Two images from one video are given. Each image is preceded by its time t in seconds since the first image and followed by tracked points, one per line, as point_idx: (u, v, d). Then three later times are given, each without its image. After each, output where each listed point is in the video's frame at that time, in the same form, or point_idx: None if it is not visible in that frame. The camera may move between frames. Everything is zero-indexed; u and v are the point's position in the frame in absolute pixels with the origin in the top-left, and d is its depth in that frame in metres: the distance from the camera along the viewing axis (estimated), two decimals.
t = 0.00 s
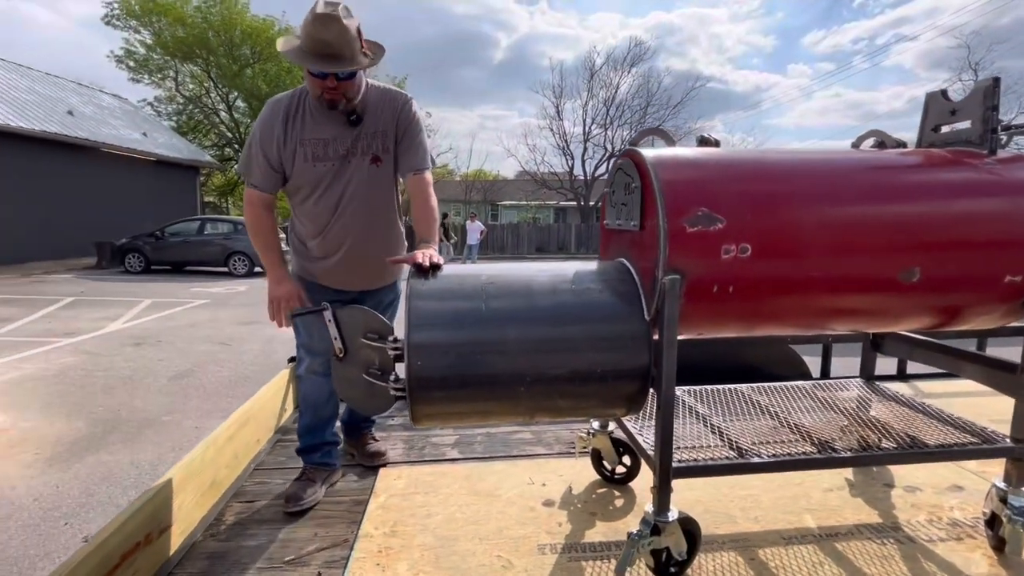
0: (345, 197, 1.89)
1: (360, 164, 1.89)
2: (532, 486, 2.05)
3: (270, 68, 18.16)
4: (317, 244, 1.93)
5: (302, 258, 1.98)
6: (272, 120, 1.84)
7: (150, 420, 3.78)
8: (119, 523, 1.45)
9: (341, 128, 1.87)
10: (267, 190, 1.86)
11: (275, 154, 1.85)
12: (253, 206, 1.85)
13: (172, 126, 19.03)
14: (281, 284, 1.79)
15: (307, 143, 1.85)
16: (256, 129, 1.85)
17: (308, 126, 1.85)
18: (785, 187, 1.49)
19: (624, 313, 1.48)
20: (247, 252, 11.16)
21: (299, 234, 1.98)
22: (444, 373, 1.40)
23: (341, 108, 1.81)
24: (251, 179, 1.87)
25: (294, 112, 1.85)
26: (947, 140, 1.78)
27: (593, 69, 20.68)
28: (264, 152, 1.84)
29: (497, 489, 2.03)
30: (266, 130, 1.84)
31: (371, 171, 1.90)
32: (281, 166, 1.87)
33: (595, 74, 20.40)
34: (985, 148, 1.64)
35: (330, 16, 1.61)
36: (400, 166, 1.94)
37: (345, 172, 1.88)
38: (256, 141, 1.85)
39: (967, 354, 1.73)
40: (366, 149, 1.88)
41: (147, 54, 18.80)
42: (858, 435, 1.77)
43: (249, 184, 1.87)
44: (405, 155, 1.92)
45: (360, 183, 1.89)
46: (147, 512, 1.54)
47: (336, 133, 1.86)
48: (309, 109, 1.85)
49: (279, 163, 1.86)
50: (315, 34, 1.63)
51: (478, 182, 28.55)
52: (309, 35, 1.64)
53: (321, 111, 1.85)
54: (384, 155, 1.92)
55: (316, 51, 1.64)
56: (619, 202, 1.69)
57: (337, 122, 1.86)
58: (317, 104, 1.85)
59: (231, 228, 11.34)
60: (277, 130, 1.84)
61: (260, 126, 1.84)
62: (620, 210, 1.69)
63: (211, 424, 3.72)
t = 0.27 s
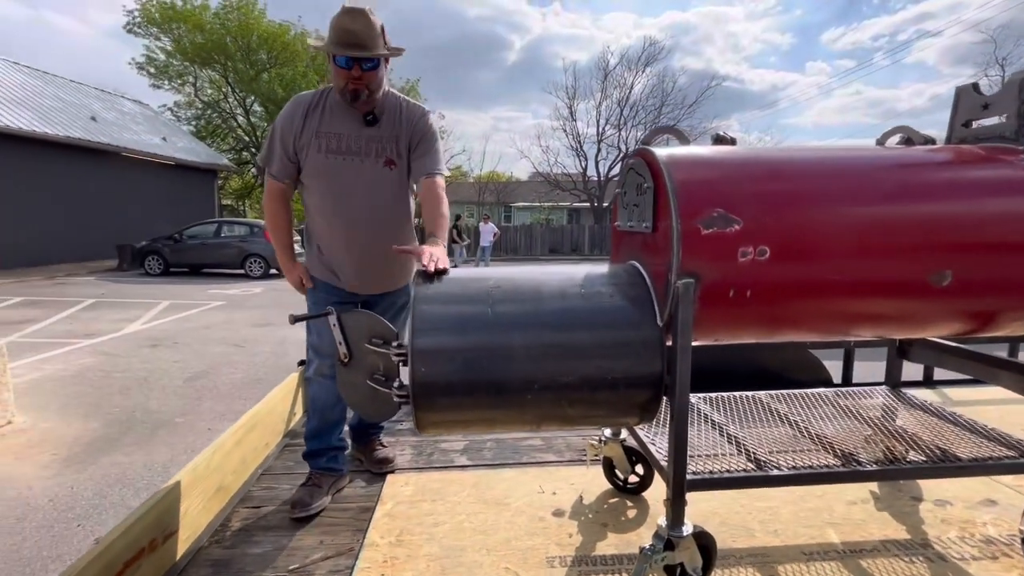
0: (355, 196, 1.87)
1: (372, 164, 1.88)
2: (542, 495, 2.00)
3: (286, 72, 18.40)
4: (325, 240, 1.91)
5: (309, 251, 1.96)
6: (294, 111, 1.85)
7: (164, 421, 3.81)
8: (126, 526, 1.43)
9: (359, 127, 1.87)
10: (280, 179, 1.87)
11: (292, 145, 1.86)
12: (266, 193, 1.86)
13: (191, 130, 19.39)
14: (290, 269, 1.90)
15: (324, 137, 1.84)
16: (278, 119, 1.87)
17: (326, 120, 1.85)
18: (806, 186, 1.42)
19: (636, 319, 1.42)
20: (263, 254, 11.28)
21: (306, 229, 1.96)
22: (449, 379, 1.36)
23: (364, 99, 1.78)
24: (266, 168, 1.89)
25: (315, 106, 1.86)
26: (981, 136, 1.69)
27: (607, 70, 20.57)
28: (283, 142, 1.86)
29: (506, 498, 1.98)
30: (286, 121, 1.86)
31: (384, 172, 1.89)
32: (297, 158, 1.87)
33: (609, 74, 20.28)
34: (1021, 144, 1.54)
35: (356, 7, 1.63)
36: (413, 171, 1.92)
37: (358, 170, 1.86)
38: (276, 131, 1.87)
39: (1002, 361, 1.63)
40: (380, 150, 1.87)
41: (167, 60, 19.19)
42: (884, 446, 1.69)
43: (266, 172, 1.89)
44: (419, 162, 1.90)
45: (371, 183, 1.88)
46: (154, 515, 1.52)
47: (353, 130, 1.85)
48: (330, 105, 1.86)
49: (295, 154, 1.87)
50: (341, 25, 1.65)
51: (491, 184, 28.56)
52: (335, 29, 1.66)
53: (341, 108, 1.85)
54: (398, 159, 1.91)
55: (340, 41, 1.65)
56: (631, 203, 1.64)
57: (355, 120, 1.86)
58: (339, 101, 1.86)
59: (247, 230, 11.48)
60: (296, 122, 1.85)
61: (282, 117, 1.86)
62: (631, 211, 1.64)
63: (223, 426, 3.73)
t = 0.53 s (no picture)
0: (364, 188, 1.85)
1: (384, 158, 1.88)
2: (549, 507, 1.93)
3: (301, 77, 18.62)
4: (332, 233, 1.90)
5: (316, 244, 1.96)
6: (309, 106, 1.90)
7: (176, 424, 3.83)
8: (122, 539, 1.41)
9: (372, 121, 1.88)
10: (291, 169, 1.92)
11: (306, 138, 1.90)
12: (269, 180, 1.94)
13: (209, 135, 19.70)
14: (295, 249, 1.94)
15: (337, 129, 1.86)
16: (294, 113, 1.91)
17: (339, 113, 1.87)
18: (828, 187, 1.34)
19: (646, 328, 1.36)
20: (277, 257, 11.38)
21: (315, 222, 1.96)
22: (451, 389, 1.31)
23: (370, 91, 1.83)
24: (279, 160, 1.94)
25: (330, 100, 1.90)
26: (1017, 131, 1.59)
27: (620, 70, 20.45)
28: (298, 135, 1.90)
29: (512, 509, 1.93)
30: (302, 115, 1.90)
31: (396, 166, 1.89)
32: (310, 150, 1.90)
33: (622, 74, 20.15)
34: None
35: (362, 3, 1.72)
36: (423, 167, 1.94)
37: (369, 162, 1.87)
38: (291, 124, 1.91)
39: None
40: (393, 144, 1.88)
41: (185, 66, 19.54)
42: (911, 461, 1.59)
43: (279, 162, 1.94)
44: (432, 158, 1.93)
45: (381, 175, 1.86)
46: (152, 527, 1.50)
47: (366, 124, 1.87)
48: (344, 100, 1.89)
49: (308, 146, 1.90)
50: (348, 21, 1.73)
51: (504, 185, 28.54)
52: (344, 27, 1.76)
53: (355, 103, 1.88)
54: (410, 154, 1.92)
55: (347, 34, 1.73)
56: (642, 204, 1.57)
57: (368, 114, 1.88)
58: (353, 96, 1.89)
59: (262, 233, 11.61)
60: (311, 115, 1.89)
61: (298, 112, 1.90)
62: (642, 213, 1.57)
63: (233, 430, 3.74)
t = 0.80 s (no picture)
0: (378, 187, 1.83)
1: (399, 155, 1.86)
2: (558, 517, 1.89)
3: (318, 81, 18.83)
4: (342, 234, 1.86)
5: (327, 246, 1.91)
6: (324, 106, 1.87)
7: (189, 425, 3.86)
8: (126, 545, 1.40)
9: (386, 120, 1.86)
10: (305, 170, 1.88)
11: (320, 138, 1.86)
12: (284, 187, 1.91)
13: (228, 139, 20.04)
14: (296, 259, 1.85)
15: (351, 129, 1.84)
16: (308, 114, 1.88)
17: (353, 112, 1.85)
18: (849, 189, 1.28)
19: (655, 336, 1.30)
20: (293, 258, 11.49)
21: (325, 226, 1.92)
22: (453, 399, 1.27)
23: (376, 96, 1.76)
24: (292, 164, 1.90)
25: (344, 100, 1.87)
26: None
27: (635, 70, 20.30)
28: (311, 135, 1.86)
29: (520, 519, 1.88)
30: (316, 115, 1.86)
31: (411, 163, 1.87)
32: (324, 150, 1.86)
33: (637, 74, 20.00)
34: None
35: (370, 7, 1.64)
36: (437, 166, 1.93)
37: (385, 160, 1.84)
38: (304, 125, 1.87)
39: None
40: (408, 143, 1.87)
41: (206, 71, 19.90)
42: (938, 476, 1.51)
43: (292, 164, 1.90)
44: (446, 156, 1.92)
45: (396, 173, 1.85)
46: (156, 533, 1.49)
47: (381, 123, 1.85)
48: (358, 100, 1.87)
49: (322, 147, 1.86)
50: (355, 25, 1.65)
51: (518, 187, 28.51)
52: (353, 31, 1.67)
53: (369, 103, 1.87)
54: (425, 152, 1.91)
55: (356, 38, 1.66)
56: (653, 208, 1.52)
57: (382, 114, 1.86)
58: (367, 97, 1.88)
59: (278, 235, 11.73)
60: (325, 115, 1.86)
61: (312, 112, 1.87)
62: (653, 217, 1.52)
63: (245, 431, 3.75)
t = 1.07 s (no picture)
0: (391, 189, 1.81)
1: (412, 155, 1.85)
2: (567, 525, 1.85)
3: (335, 84, 19.07)
4: (355, 237, 1.84)
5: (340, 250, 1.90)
6: (336, 107, 1.84)
7: (205, 425, 3.90)
8: (132, 547, 1.40)
9: (399, 121, 1.85)
10: (318, 173, 1.86)
11: (333, 139, 1.84)
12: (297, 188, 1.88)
13: (248, 142, 20.40)
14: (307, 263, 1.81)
15: (364, 130, 1.82)
16: (320, 115, 1.86)
17: (366, 113, 1.83)
18: (871, 189, 1.22)
19: (666, 341, 1.26)
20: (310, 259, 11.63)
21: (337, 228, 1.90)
22: (457, 405, 1.24)
23: (399, 97, 1.76)
24: (304, 166, 1.87)
25: (356, 101, 1.85)
26: None
27: (651, 70, 20.13)
28: (323, 136, 1.84)
29: (529, 526, 1.85)
30: (328, 116, 1.84)
31: (424, 163, 1.86)
32: (336, 152, 1.84)
33: (654, 74, 19.83)
34: None
35: (384, 9, 1.66)
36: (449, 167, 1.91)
37: (398, 160, 1.83)
38: (316, 126, 1.85)
39: None
40: (420, 143, 1.86)
41: (227, 76, 20.29)
42: (967, 491, 1.44)
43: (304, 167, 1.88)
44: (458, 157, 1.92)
45: (409, 173, 1.83)
46: (162, 535, 1.49)
47: (393, 124, 1.84)
48: (370, 101, 1.86)
49: (334, 148, 1.84)
50: (370, 29, 1.67)
51: (533, 188, 28.48)
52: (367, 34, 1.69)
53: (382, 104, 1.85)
54: (437, 153, 1.90)
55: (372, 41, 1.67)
56: (665, 210, 1.47)
57: (395, 115, 1.85)
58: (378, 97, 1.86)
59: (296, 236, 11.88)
60: (337, 117, 1.83)
61: (324, 113, 1.84)
62: (665, 219, 1.47)
63: (259, 431, 3.79)
